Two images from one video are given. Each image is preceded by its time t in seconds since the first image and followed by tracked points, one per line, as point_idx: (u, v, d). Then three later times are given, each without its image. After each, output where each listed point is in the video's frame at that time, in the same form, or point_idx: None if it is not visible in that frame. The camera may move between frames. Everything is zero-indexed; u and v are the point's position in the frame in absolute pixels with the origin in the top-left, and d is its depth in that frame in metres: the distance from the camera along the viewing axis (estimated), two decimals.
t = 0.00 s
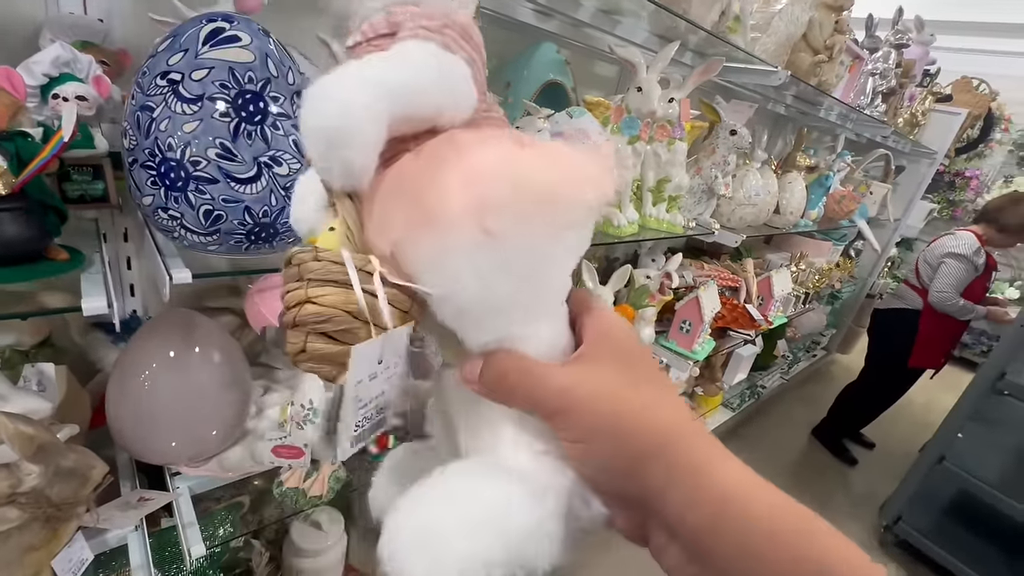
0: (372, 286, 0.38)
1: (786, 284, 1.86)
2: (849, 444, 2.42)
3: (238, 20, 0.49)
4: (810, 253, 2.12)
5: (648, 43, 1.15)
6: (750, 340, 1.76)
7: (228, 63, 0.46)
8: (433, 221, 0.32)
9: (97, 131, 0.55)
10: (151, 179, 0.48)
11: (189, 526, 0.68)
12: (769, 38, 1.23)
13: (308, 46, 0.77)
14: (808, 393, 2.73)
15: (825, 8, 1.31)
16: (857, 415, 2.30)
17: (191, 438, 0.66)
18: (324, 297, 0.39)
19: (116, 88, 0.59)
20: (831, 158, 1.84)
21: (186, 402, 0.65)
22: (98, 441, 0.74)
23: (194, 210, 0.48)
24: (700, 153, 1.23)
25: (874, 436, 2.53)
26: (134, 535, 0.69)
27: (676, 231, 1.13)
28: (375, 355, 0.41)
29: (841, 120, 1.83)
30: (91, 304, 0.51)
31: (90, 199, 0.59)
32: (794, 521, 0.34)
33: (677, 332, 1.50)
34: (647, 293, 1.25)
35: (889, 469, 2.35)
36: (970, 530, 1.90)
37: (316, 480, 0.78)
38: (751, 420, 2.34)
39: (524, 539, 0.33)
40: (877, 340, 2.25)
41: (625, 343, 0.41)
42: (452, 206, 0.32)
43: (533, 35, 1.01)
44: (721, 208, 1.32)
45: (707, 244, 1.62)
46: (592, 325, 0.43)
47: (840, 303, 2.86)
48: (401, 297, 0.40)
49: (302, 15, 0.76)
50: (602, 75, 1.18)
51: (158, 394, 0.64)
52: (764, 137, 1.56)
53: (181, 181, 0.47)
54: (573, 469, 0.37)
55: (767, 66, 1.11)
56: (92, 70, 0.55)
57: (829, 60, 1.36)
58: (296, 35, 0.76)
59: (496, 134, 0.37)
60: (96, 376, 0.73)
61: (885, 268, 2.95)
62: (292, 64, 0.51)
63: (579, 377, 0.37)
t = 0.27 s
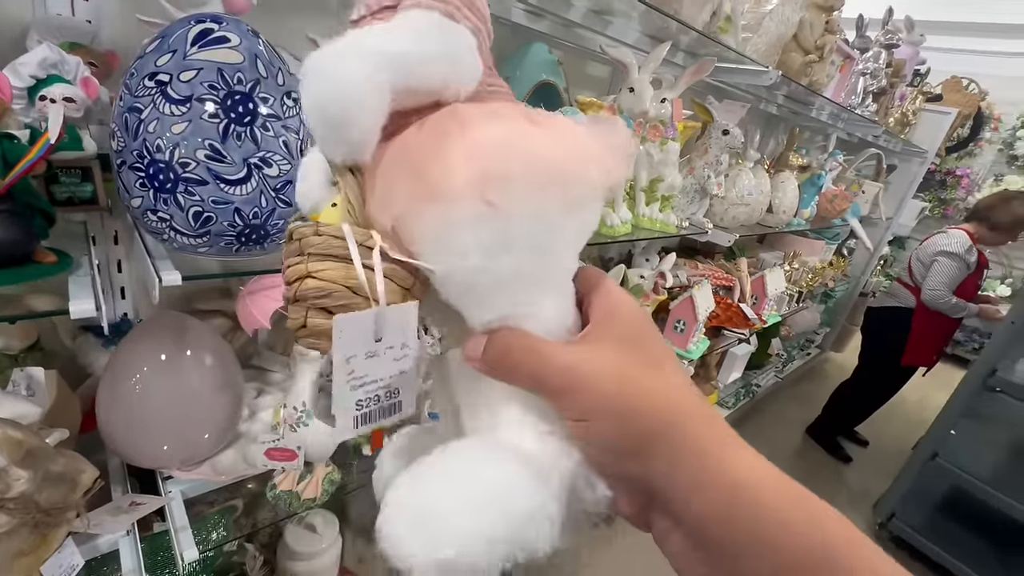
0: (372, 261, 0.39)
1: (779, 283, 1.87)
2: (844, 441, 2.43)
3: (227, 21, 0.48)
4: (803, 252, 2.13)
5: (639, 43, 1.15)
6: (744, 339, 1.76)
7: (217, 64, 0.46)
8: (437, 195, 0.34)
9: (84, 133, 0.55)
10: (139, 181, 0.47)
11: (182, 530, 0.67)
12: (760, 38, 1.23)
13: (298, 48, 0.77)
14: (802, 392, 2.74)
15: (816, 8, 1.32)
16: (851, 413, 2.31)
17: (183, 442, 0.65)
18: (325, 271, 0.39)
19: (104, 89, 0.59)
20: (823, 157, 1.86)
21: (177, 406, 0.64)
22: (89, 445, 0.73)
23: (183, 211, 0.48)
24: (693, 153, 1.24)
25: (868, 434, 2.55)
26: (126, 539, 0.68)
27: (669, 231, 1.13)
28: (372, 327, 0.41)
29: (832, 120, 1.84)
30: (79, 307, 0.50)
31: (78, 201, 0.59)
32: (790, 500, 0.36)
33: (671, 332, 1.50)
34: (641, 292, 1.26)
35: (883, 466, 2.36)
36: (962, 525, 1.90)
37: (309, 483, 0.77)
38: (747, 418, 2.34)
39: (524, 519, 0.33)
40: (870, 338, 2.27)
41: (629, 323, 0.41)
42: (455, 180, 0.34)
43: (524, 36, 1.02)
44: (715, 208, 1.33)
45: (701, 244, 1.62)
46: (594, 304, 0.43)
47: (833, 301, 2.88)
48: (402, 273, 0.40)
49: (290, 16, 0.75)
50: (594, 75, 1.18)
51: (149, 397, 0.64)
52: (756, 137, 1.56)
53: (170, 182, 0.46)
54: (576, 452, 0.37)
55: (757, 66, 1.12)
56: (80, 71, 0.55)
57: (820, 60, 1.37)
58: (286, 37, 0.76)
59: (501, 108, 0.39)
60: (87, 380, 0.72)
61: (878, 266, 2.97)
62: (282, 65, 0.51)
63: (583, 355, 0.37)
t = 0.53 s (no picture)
0: (373, 252, 0.38)
1: (774, 284, 1.88)
2: (840, 441, 2.44)
3: (221, 27, 0.48)
4: (797, 252, 2.15)
5: (632, 47, 1.16)
6: (740, 339, 1.77)
7: (212, 70, 0.46)
8: (437, 186, 0.35)
9: (79, 139, 0.55)
10: (134, 187, 0.47)
11: (178, 537, 0.67)
12: (752, 41, 1.25)
13: (291, 52, 0.78)
14: (798, 392, 2.76)
15: (807, 11, 1.33)
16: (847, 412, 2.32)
17: (178, 448, 0.65)
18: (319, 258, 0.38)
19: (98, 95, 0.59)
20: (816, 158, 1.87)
21: (173, 412, 0.64)
22: (84, 452, 0.73)
23: (179, 217, 0.48)
24: (687, 155, 1.24)
25: (864, 433, 2.56)
26: (122, 547, 0.68)
27: (664, 233, 1.14)
28: (374, 317, 0.39)
29: (824, 121, 1.85)
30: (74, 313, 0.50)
31: (73, 207, 0.59)
32: (789, 497, 0.36)
33: (667, 333, 1.51)
34: (637, 294, 1.26)
35: (879, 465, 2.37)
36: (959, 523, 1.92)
37: (306, 488, 0.76)
38: (744, 419, 2.35)
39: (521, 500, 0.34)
40: (864, 338, 2.28)
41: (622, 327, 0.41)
42: (453, 174, 0.34)
43: (518, 40, 1.02)
44: (709, 210, 1.33)
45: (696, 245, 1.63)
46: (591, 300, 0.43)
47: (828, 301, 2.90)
48: (402, 266, 0.40)
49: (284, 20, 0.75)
50: (588, 79, 1.19)
51: (145, 403, 0.63)
52: (749, 138, 1.58)
53: (165, 188, 0.46)
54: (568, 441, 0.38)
55: (750, 69, 1.13)
56: (74, 77, 0.55)
57: (811, 62, 1.38)
58: (280, 41, 0.76)
59: (502, 108, 0.40)
60: (81, 387, 0.72)
61: (872, 266, 3.00)
62: (277, 71, 0.51)
63: (580, 348, 0.37)
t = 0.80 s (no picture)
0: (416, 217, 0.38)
1: (769, 287, 1.90)
2: (837, 443, 2.45)
3: (222, 41, 0.49)
4: (791, 256, 2.17)
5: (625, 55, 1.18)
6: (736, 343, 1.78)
7: (214, 83, 0.47)
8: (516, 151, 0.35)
9: (81, 151, 0.56)
10: (137, 199, 0.48)
11: (178, 548, 0.67)
12: (743, 49, 1.27)
13: (290, 63, 0.79)
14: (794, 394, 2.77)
15: (795, 20, 1.35)
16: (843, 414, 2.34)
17: (179, 457, 0.65)
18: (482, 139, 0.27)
19: (99, 108, 0.60)
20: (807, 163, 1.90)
21: (172, 421, 0.64)
22: (83, 463, 0.73)
23: (181, 227, 0.48)
24: (681, 161, 1.26)
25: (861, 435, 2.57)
26: (122, 558, 0.67)
27: (659, 238, 1.15)
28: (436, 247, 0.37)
29: (814, 126, 1.88)
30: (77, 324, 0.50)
31: (74, 218, 0.59)
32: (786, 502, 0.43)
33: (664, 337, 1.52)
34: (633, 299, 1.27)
35: (876, 466, 2.39)
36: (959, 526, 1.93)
37: (306, 497, 0.75)
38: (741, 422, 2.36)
39: (654, 419, 0.31)
40: (858, 340, 2.30)
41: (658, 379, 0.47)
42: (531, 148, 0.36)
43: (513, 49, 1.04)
44: (703, 214, 1.35)
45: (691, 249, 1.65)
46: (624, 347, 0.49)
47: (822, 304, 2.92)
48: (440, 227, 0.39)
49: (282, 33, 0.77)
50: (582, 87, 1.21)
51: (145, 413, 0.64)
52: (742, 144, 1.60)
53: (167, 199, 0.47)
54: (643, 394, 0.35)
55: (740, 76, 1.15)
56: (75, 91, 0.56)
57: (801, 69, 1.41)
58: (278, 53, 0.78)
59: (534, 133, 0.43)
60: (81, 398, 0.72)
61: (865, 268, 3.03)
62: (277, 83, 0.52)
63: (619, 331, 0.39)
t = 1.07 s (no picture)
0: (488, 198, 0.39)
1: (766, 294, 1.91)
2: (838, 449, 2.45)
3: (222, 61, 0.50)
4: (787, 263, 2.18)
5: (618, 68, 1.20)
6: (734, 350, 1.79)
7: (215, 102, 0.48)
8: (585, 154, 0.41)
9: (82, 171, 0.56)
10: (138, 218, 0.48)
11: (178, 567, 0.67)
12: (733, 61, 1.29)
13: (289, 81, 0.80)
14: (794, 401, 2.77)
15: (785, 31, 1.37)
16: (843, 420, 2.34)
17: (179, 475, 0.65)
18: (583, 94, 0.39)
19: (99, 128, 0.61)
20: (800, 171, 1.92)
21: (173, 439, 0.64)
22: (82, 482, 0.72)
23: (182, 245, 0.49)
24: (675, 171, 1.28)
25: (861, 440, 2.57)
26: None
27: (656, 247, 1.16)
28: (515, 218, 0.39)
29: (807, 134, 1.91)
30: (79, 343, 0.51)
31: (74, 238, 0.59)
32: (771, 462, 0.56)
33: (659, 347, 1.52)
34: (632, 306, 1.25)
35: (877, 472, 2.38)
36: (956, 527, 1.93)
37: (306, 512, 0.77)
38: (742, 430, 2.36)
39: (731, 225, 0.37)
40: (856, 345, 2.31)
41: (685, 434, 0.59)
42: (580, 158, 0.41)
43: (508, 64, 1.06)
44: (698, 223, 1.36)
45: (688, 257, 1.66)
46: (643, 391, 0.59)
47: (819, 310, 2.93)
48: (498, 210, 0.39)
49: (280, 52, 0.78)
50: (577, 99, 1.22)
51: (145, 431, 0.63)
52: (735, 153, 1.62)
53: (168, 217, 0.47)
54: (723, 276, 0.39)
55: (732, 87, 1.17)
56: (76, 112, 0.57)
57: (791, 79, 1.43)
58: (277, 71, 0.79)
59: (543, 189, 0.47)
60: (79, 416, 0.72)
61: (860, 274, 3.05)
62: (276, 101, 0.53)
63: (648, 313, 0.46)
